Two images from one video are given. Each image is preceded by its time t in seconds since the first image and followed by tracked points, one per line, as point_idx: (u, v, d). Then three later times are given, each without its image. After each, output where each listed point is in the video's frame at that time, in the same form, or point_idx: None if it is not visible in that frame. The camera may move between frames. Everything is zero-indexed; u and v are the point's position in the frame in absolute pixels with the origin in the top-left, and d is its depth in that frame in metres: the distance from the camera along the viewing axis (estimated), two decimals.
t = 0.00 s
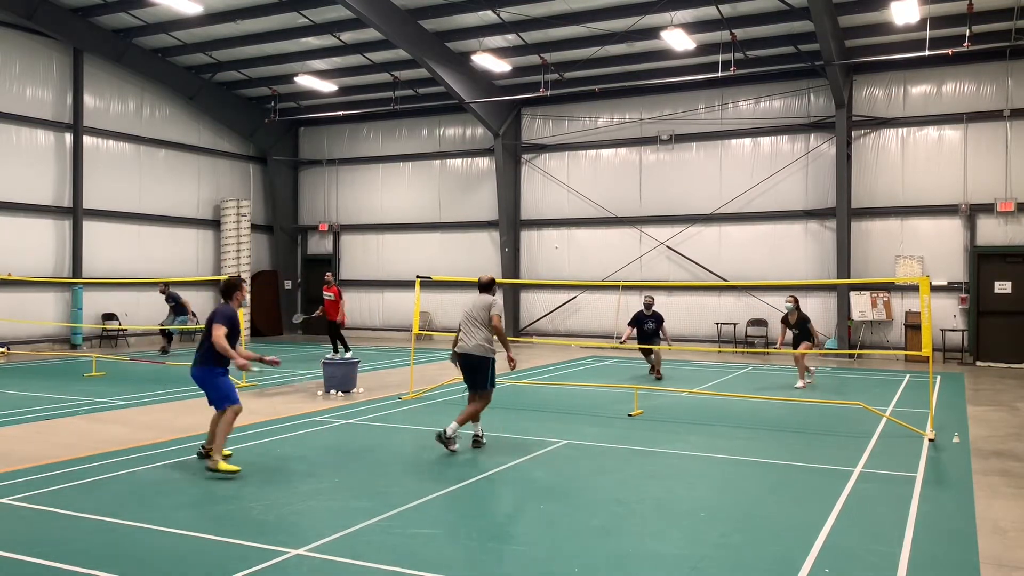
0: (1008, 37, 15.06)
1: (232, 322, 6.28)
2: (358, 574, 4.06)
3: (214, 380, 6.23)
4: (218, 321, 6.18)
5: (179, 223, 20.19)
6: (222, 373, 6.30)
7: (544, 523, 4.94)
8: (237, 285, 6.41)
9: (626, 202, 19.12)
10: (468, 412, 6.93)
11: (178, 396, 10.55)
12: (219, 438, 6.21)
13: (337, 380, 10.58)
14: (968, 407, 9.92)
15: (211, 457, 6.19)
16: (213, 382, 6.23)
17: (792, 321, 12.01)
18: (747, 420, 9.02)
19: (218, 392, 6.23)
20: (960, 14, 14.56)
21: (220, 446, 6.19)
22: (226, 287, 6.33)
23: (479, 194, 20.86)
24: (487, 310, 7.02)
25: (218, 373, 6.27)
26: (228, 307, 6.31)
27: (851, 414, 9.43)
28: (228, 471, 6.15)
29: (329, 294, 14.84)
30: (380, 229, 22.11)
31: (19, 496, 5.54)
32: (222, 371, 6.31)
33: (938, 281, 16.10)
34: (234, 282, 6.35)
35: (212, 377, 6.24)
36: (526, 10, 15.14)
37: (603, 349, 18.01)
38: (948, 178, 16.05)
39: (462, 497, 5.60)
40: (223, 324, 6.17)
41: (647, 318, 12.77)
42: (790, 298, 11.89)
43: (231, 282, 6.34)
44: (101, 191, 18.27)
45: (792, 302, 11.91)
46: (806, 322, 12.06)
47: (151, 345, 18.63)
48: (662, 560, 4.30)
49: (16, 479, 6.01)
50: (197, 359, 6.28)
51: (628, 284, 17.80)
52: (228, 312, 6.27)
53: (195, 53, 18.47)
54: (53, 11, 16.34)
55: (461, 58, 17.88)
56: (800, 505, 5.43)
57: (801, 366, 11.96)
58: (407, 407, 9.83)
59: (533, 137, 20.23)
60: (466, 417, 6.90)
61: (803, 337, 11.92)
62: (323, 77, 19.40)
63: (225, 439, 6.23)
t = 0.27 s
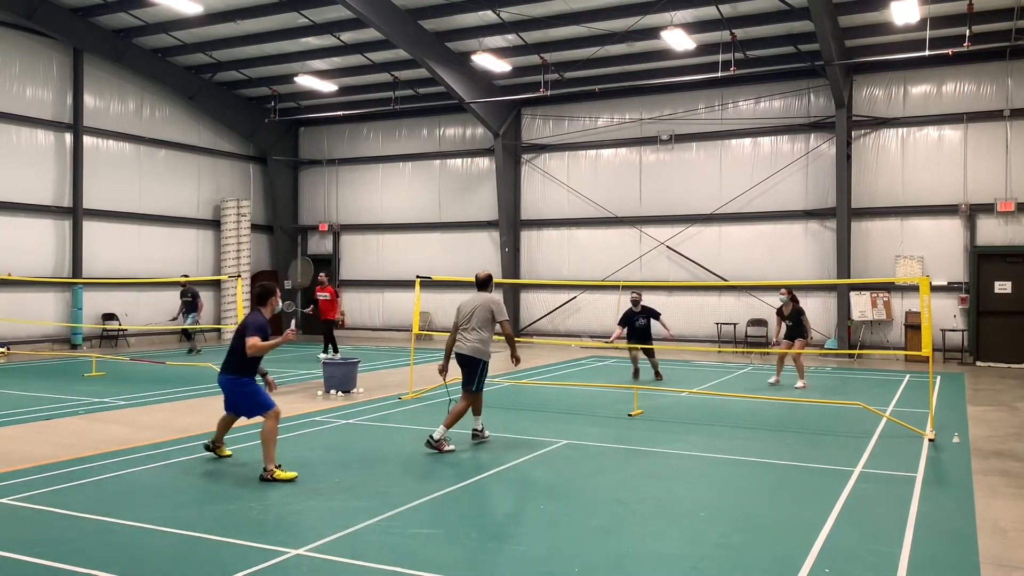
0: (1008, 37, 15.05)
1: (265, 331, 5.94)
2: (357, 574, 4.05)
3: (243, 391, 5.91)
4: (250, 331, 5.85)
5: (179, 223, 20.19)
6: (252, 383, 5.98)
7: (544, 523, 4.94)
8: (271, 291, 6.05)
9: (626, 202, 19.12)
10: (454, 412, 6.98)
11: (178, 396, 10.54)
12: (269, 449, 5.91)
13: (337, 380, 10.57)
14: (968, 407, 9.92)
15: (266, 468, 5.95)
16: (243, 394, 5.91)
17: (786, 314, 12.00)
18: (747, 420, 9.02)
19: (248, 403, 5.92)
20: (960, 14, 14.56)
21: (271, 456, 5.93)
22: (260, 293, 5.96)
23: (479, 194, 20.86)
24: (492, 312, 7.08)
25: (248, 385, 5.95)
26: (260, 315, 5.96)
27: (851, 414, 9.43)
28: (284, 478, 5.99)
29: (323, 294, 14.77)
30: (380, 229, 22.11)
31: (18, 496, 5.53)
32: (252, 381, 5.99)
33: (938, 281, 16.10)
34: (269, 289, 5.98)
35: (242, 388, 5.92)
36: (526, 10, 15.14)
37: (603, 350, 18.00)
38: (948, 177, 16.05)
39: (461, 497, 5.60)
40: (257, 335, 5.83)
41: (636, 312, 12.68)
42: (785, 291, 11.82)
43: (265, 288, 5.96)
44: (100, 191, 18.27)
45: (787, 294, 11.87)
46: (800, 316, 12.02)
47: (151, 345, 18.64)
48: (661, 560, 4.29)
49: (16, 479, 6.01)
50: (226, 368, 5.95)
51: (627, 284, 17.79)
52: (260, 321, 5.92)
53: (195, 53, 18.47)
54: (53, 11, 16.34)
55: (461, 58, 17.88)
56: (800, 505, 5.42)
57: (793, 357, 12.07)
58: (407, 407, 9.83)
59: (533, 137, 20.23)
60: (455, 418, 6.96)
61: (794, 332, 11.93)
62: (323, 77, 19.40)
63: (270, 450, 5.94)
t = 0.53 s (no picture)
0: (1008, 37, 15.05)
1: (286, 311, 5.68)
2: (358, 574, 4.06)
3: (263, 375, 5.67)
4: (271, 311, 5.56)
5: (179, 223, 20.19)
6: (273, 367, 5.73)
7: (544, 524, 4.94)
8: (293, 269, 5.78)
9: (626, 202, 19.12)
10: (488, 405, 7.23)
11: (178, 396, 10.55)
12: (273, 449, 5.94)
13: (337, 380, 10.57)
14: (968, 407, 9.92)
15: (270, 468, 6.01)
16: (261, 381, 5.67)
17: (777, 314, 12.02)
18: (747, 420, 9.02)
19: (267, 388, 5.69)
20: (960, 14, 14.56)
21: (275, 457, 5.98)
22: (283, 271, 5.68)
23: (479, 194, 20.86)
24: (507, 307, 7.18)
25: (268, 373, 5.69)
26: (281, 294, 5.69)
27: (852, 414, 9.43)
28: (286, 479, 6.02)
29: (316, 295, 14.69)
30: (380, 229, 22.11)
31: (19, 496, 5.54)
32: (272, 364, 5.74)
33: (938, 281, 16.11)
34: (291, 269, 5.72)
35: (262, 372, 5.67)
36: (526, 10, 15.13)
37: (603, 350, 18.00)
38: (948, 177, 16.05)
39: (461, 497, 5.60)
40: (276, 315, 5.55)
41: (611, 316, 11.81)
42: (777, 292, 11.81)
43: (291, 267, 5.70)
44: (100, 191, 18.28)
45: (780, 294, 11.86)
46: (793, 316, 11.94)
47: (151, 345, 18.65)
48: (661, 560, 4.30)
49: (16, 479, 6.01)
50: (247, 350, 5.69)
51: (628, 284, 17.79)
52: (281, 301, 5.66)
53: (195, 53, 18.47)
54: (53, 11, 16.34)
55: (461, 58, 17.88)
56: (799, 505, 5.43)
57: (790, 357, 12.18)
58: (407, 407, 9.83)
59: (533, 137, 20.23)
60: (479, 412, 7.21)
61: (782, 333, 11.94)
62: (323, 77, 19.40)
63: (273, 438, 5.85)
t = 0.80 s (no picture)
0: (1008, 37, 15.05)
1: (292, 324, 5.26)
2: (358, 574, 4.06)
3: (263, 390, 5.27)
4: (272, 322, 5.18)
5: (179, 223, 20.19)
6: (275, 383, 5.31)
7: (544, 523, 4.95)
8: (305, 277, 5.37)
9: (626, 201, 19.12)
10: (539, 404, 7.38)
11: (178, 396, 10.55)
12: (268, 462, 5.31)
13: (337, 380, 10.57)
14: (968, 407, 9.92)
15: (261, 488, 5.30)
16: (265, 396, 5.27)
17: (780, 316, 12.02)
18: (747, 420, 9.01)
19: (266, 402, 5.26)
20: (960, 14, 14.56)
21: (267, 473, 5.32)
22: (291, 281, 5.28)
23: (479, 194, 20.86)
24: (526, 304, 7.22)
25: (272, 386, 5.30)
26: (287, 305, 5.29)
27: (852, 414, 9.43)
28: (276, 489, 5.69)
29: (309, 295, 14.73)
30: (380, 229, 22.10)
31: (19, 496, 5.54)
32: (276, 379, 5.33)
33: (938, 281, 16.11)
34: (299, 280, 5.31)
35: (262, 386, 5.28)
36: (526, 10, 15.13)
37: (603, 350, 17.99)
38: (948, 177, 16.05)
39: (461, 497, 5.60)
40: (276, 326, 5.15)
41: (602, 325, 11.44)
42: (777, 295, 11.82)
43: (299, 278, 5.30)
44: (100, 191, 18.27)
45: (782, 295, 11.81)
46: (795, 318, 11.90)
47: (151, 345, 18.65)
48: (661, 560, 4.30)
49: (16, 479, 6.01)
50: (249, 364, 5.31)
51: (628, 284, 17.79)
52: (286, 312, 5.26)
53: (195, 53, 18.47)
54: (53, 11, 16.34)
55: (461, 58, 17.88)
56: (799, 505, 5.43)
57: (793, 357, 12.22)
58: (407, 407, 9.83)
59: (533, 137, 20.23)
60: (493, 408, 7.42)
61: (784, 334, 11.93)
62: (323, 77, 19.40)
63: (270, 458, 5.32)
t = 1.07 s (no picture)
0: (1009, 37, 15.04)
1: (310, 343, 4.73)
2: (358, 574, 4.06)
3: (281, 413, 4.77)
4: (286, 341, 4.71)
5: (179, 223, 20.18)
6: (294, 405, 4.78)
7: (544, 523, 4.94)
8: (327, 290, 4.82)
9: (626, 201, 19.12)
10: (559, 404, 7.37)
11: (178, 396, 10.55)
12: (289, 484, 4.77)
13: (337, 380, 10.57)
14: (968, 407, 9.91)
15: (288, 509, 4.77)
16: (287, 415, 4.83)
17: (788, 313, 12.08)
18: (748, 420, 9.01)
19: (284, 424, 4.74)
20: (960, 14, 14.56)
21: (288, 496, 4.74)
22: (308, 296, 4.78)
23: (479, 194, 20.86)
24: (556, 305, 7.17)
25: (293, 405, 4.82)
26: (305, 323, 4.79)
27: (852, 414, 9.43)
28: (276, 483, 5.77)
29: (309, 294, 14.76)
30: (380, 229, 22.10)
31: (19, 496, 5.53)
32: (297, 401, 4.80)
33: (938, 281, 16.11)
34: (317, 297, 4.78)
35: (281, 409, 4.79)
36: (526, 10, 15.13)
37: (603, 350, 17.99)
38: (948, 177, 16.05)
39: (461, 497, 5.60)
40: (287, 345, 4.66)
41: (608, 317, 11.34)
42: (788, 291, 11.96)
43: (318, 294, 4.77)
44: (100, 191, 18.27)
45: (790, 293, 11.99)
46: (803, 316, 12.00)
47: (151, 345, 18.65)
48: (661, 560, 4.29)
49: (16, 479, 6.01)
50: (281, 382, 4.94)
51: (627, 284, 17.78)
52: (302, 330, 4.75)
53: (195, 53, 18.46)
54: (53, 11, 16.34)
55: (461, 58, 17.88)
56: (799, 505, 5.43)
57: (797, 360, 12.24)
58: (407, 407, 9.83)
59: (533, 137, 20.22)
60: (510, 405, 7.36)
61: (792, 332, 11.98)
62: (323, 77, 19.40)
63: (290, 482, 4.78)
